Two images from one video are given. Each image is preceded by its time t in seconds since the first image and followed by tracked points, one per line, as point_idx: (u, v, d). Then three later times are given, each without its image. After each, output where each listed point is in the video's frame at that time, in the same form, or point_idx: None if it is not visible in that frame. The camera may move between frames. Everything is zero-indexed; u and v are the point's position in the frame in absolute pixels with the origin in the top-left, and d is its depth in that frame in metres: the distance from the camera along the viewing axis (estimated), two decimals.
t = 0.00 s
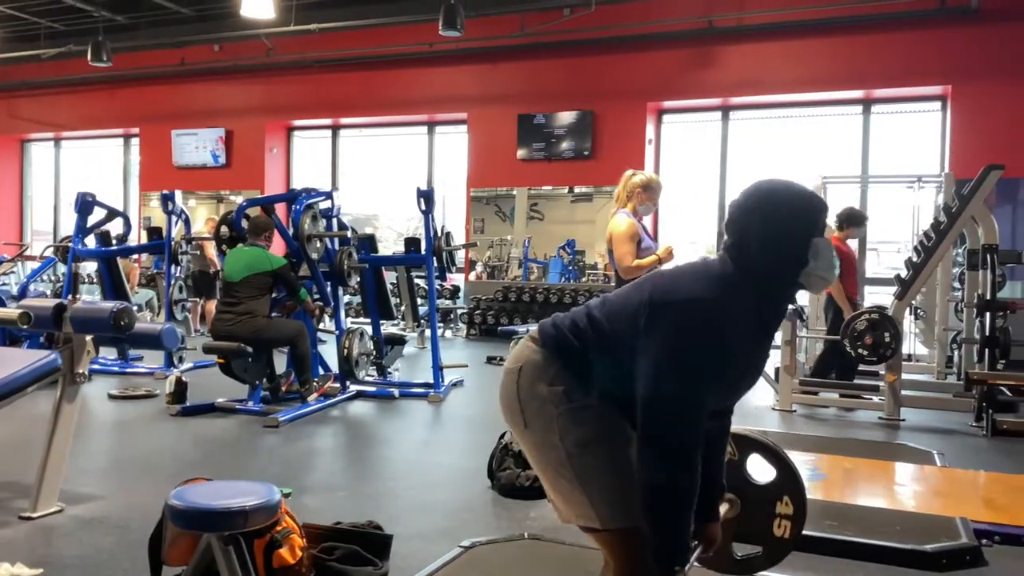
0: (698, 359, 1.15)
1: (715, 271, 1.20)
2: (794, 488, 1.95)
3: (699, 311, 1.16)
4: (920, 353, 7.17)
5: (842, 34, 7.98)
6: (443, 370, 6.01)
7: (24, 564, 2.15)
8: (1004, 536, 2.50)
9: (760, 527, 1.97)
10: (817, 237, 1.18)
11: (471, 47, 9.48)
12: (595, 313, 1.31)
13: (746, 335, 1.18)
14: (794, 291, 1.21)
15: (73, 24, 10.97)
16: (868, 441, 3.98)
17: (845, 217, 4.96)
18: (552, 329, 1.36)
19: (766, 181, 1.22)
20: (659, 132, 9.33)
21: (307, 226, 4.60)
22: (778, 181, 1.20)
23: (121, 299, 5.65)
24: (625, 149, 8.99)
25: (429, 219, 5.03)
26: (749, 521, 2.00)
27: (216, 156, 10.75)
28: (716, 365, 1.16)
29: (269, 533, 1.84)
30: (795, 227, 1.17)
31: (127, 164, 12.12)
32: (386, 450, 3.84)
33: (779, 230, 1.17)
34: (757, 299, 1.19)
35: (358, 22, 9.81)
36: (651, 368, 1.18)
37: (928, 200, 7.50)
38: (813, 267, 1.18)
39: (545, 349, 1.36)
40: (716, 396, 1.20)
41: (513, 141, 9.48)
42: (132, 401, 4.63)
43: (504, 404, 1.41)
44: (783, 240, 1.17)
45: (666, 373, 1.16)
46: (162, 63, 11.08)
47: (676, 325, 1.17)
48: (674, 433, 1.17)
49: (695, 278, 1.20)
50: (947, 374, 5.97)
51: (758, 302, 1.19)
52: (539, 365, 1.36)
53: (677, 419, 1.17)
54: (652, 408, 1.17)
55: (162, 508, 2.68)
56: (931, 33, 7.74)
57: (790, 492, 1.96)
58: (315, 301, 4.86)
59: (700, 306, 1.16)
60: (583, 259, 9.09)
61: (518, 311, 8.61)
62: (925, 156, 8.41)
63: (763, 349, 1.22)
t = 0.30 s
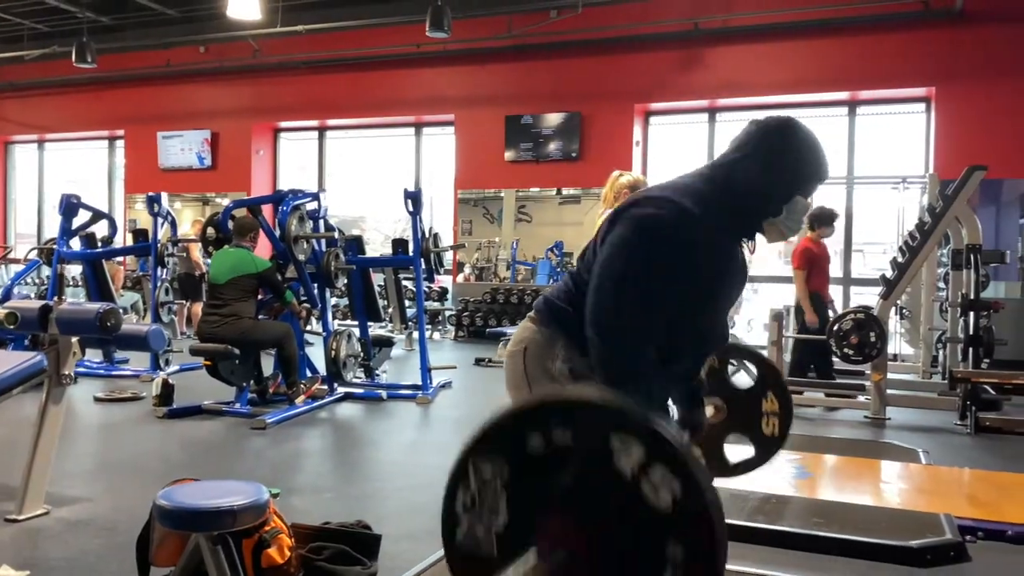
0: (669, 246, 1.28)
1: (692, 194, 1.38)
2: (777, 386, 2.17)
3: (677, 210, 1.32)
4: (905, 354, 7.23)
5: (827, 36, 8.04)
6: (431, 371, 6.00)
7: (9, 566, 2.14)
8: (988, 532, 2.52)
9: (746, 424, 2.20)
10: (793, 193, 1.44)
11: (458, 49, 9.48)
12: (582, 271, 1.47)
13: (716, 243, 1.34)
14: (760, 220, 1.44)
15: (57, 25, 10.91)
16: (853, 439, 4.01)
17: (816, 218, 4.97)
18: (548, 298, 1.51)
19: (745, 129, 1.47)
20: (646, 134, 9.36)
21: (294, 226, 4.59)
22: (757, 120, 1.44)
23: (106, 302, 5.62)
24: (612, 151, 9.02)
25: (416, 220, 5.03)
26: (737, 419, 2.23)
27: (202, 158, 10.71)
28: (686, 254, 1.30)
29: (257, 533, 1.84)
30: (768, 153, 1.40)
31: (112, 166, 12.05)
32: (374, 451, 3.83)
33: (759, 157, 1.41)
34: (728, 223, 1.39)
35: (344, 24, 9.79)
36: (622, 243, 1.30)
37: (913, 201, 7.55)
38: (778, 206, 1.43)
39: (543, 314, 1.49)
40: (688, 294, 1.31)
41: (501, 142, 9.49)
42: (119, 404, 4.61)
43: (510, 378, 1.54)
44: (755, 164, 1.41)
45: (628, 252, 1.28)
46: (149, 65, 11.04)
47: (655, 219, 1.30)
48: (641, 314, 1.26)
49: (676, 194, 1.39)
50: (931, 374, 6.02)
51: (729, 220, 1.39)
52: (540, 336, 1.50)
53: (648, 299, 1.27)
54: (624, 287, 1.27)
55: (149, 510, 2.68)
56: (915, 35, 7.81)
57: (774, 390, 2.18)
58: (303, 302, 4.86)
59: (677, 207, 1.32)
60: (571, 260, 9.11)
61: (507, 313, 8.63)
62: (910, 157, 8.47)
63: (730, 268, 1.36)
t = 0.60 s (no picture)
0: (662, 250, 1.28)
1: (693, 199, 1.38)
2: (756, 358, 2.06)
3: (671, 213, 1.31)
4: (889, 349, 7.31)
5: (811, 35, 8.10)
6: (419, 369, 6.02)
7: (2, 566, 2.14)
8: (970, 523, 2.57)
9: (729, 401, 2.04)
10: (795, 181, 1.40)
11: (444, 47, 9.48)
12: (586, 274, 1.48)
13: (713, 247, 1.33)
14: (764, 219, 1.40)
15: (39, 23, 10.83)
16: (838, 434, 4.06)
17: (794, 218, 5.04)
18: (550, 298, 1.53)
19: (737, 127, 1.43)
20: (632, 132, 9.41)
21: (281, 224, 4.59)
22: (752, 119, 1.41)
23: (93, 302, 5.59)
24: (597, 149, 9.05)
25: (404, 218, 5.04)
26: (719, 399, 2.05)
27: (187, 157, 10.66)
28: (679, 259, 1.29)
29: (252, 529, 1.85)
30: (761, 151, 1.37)
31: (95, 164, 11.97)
32: (363, 449, 3.84)
33: (752, 155, 1.37)
34: (728, 229, 1.37)
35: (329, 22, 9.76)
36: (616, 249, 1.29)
37: (895, 197, 7.63)
38: (790, 207, 1.41)
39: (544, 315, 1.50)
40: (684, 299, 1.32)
41: (487, 140, 9.51)
42: (106, 404, 4.59)
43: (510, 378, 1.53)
44: (748, 162, 1.37)
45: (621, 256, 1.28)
46: (133, 63, 10.97)
47: (646, 221, 1.31)
48: (636, 314, 1.26)
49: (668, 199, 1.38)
50: (914, 368, 6.10)
51: (725, 225, 1.37)
52: (546, 335, 1.49)
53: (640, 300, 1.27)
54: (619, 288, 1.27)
55: (141, 509, 2.69)
56: (898, 34, 7.89)
57: (753, 362, 2.06)
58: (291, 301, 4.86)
59: (667, 211, 1.32)
60: (557, 258, 9.15)
61: (494, 311, 8.67)
62: (892, 154, 8.56)
63: (727, 271, 1.36)
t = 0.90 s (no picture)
0: (676, 337, 1.18)
1: (687, 249, 1.23)
2: (748, 439, 2.03)
3: (677, 290, 1.18)
4: (874, 339, 7.37)
5: (795, 24, 8.14)
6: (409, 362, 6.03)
7: None
8: (954, 509, 2.61)
9: (724, 486, 2.06)
10: (779, 205, 1.24)
11: (429, 38, 9.46)
12: (572, 295, 1.33)
13: (723, 313, 1.22)
14: (760, 261, 1.26)
15: (20, 14, 10.72)
16: (825, 422, 4.10)
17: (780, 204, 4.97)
18: (532, 308, 1.38)
19: (732, 157, 1.25)
20: (618, 123, 9.42)
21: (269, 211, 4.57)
22: (712, 165, 1.25)
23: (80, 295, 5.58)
24: (584, 139, 9.06)
25: (392, 211, 5.05)
26: (713, 481, 2.07)
27: (171, 149, 10.60)
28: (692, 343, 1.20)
29: (249, 522, 1.87)
30: (764, 199, 1.22)
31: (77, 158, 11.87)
32: (354, 442, 3.86)
33: (753, 203, 1.22)
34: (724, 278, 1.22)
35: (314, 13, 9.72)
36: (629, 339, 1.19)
37: (880, 187, 7.69)
38: (776, 236, 1.23)
39: (525, 325, 1.38)
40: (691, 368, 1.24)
41: (473, 132, 9.50)
42: (95, 398, 4.59)
43: (486, 381, 1.42)
44: (749, 210, 1.21)
45: (633, 348, 1.19)
46: (115, 54, 10.88)
47: (653, 301, 1.18)
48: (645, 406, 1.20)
49: (669, 254, 1.22)
50: (899, 356, 6.16)
51: (735, 279, 1.23)
52: (521, 345, 1.38)
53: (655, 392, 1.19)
54: (634, 383, 1.19)
55: (134, 503, 2.69)
56: (880, 24, 7.95)
57: (746, 445, 2.03)
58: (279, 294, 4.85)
59: (676, 285, 1.18)
60: (544, 249, 9.16)
61: (482, 302, 8.69)
62: (877, 144, 8.62)
63: (725, 329, 1.25)
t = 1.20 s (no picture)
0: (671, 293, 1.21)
1: (677, 209, 1.28)
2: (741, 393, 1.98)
3: (669, 241, 1.22)
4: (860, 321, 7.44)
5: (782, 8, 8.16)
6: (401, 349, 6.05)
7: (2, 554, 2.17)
8: (942, 490, 2.67)
9: (724, 437, 2.04)
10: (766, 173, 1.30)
11: (416, 22, 9.42)
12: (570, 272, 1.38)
13: (713, 269, 1.26)
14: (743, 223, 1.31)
15: None
16: (814, 404, 4.16)
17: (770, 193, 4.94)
18: (531, 297, 1.42)
19: (714, 123, 1.31)
20: (605, 107, 9.43)
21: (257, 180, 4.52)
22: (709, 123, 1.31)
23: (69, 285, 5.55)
24: (572, 124, 9.06)
25: (383, 198, 5.05)
26: (715, 436, 2.06)
27: (156, 136, 10.52)
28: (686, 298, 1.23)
29: (253, 514, 1.89)
30: (749, 157, 1.27)
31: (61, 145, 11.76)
32: (350, 430, 3.88)
33: (736, 164, 1.27)
34: (714, 235, 1.27)
35: None
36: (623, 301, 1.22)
37: (866, 170, 7.74)
38: (764, 202, 1.29)
39: (526, 311, 1.42)
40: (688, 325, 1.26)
41: (461, 117, 9.49)
42: (88, 389, 4.59)
43: (496, 373, 1.45)
44: (734, 172, 1.27)
45: (629, 308, 1.21)
46: (98, 40, 10.77)
47: (647, 254, 1.22)
48: (644, 355, 1.20)
49: (659, 215, 1.27)
50: (885, 338, 6.23)
51: (720, 238, 1.29)
52: (525, 330, 1.42)
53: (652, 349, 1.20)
54: (631, 342, 1.20)
55: (134, 494, 2.71)
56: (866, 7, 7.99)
57: (742, 399, 1.99)
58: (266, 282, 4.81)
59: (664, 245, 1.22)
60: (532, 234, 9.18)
61: (471, 288, 8.71)
62: (863, 128, 8.67)
63: (717, 287, 1.28)
